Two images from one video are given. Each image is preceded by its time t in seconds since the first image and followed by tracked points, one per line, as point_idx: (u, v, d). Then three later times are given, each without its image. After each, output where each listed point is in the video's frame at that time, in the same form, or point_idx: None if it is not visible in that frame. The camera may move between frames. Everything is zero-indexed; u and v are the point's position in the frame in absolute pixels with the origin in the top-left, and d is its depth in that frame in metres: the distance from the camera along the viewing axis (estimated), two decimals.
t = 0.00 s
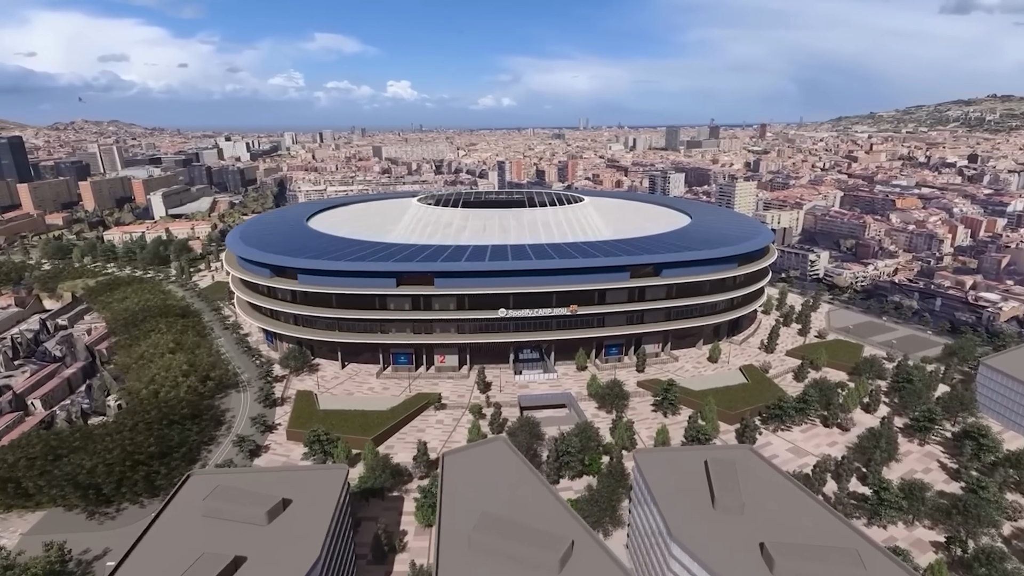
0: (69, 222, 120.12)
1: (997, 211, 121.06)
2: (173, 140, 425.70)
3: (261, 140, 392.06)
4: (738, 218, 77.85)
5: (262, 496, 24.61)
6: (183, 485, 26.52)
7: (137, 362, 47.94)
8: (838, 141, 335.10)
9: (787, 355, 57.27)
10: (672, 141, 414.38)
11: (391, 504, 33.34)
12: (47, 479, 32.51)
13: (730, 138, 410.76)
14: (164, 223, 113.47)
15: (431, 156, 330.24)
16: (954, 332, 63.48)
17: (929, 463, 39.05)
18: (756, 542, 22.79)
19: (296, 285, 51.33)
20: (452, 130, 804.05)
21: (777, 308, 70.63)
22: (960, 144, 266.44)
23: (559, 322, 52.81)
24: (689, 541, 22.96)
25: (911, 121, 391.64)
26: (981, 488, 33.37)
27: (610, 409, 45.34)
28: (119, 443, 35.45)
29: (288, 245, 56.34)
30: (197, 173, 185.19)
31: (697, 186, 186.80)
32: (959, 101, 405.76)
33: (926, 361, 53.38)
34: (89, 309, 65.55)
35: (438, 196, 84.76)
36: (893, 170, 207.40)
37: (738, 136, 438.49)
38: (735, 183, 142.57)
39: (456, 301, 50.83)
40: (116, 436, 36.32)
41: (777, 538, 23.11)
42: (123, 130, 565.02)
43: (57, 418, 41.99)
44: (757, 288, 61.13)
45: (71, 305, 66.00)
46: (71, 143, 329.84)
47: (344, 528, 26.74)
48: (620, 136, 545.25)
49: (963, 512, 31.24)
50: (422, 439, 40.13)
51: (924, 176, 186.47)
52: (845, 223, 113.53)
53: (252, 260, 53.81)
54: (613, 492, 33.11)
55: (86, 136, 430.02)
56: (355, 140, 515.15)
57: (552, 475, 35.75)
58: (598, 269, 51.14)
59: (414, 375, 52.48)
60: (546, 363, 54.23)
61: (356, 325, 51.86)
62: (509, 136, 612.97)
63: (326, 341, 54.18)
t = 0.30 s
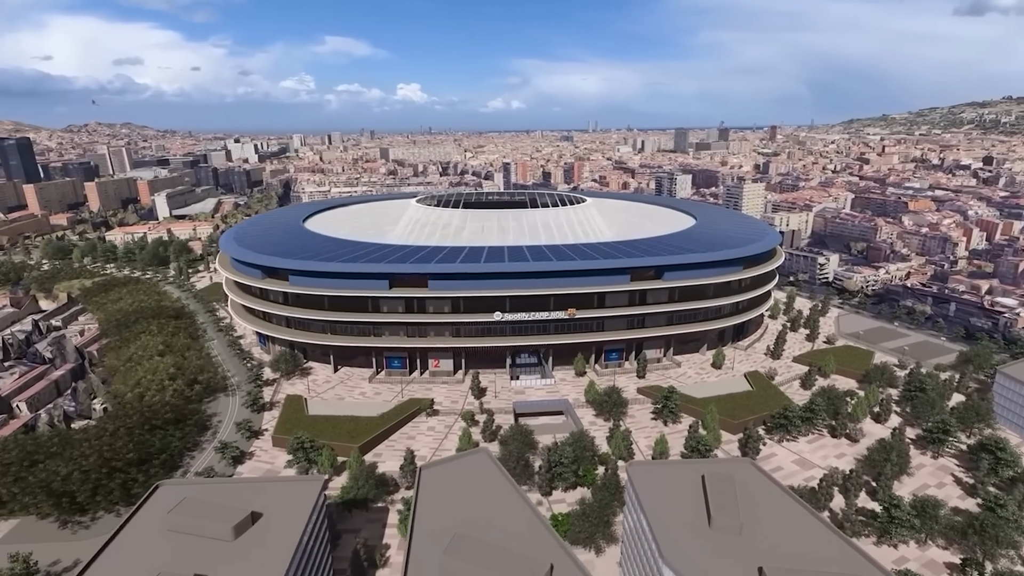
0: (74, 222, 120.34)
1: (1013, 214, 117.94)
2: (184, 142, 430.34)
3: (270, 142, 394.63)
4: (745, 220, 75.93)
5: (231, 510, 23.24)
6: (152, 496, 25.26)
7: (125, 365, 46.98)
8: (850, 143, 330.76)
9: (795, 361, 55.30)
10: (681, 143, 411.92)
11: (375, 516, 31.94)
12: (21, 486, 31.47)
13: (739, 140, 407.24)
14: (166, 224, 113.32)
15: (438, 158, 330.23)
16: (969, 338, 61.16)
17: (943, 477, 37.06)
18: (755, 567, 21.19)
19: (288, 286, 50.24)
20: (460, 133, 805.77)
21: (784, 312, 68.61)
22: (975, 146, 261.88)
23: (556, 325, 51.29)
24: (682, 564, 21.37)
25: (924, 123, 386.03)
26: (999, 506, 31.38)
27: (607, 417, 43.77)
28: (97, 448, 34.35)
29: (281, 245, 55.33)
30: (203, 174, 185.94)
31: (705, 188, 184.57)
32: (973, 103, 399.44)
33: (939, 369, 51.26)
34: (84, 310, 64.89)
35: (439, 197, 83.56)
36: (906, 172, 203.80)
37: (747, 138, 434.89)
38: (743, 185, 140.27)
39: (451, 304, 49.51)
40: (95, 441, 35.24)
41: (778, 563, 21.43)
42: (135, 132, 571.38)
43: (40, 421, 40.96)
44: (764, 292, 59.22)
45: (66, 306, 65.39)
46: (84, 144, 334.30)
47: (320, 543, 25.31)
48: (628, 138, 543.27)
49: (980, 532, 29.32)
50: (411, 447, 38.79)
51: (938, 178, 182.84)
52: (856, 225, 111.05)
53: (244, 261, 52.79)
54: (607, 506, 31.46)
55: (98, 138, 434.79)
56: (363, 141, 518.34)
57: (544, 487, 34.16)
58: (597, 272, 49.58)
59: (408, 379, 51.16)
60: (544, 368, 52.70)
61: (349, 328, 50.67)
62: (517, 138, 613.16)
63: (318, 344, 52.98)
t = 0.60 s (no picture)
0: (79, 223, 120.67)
1: None
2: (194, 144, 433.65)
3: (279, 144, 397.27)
4: (752, 221, 74.01)
5: (197, 524, 21.88)
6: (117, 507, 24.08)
7: (114, 366, 46.14)
8: (862, 146, 326.11)
9: (802, 368, 53.36)
10: (690, 146, 409.04)
11: (357, 527, 30.58)
12: None
13: (749, 142, 403.76)
14: (170, 224, 113.30)
15: (445, 160, 330.11)
16: (986, 345, 58.85)
17: (958, 492, 35.08)
18: None
19: (280, 288, 49.22)
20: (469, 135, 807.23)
21: (792, 317, 66.60)
22: (992, 148, 256.77)
23: (554, 329, 49.81)
24: None
25: (939, 125, 380.08)
26: (1020, 527, 29.40)
27: (605, 424, 42.19)
28: (74, 453, 33.31)
29: (276, 246, 54.38)
30: (211, 175, 186.74)
31: (714, 190, 182.34)
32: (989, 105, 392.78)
33: (954, 377, 49.13)
34: (79, 310, 64.36)
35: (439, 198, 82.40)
36: (920, 175, 200.01)
37: (758, 141, 430.49)
38: (751, 187, 138.12)
39: (445, 307, 48.20)
40: (73, 446, 34.25)
41: None
42: (148, 134, 578.15)
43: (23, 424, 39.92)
44: (771, 296, 57.30)
45: (62, 307, 64.95)
46: (94, 146, 337.21)
47: (294, 558, 23.94)
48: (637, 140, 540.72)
49: (998, 553, 27.45)
50: (399, 455, 37.49)
51: (953, 181, 179.10)
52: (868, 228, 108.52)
53: (237, 261, 51.85)
54: (599, 520, 29.92)
55: (111, 139, 439.56)
56: (372, 143, 519.83)
57: (535, 498, 32.71)
58: (596, 274, 48.03)
59: (401, 384, 49.84)
60: (541, 373, 51.22)
61: (342, 331, 49.53)
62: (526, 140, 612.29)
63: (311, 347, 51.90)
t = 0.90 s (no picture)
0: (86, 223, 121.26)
1: None
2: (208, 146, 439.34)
3: (289, 145, 399.90)
4: (759, 223, 72.13)
5: (158, 536, 20.70)
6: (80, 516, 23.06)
7: (102, 368, 45.40)
8: (876, 148, 321.12)
9: (810, 374, 51.45)
10: (700, 148, 406.06)
11: (338, 538, 29.28)
12: None
13: (760, 144, 399.86)
14: (175, 224, 113.36)
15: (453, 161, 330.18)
16: (1004, 352, 56.50)
17: (974, 509, 33.11)
18: None
19: (272, 288, 48.30)
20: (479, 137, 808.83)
21: (800, 321, 64.60)
22: (1010, 150, 251.35)
23: (552, 333, 48.39)
24: None
25: (955, 127, 373.51)
26: None
27: (601, 432, 40.69)
28: (51, 458, 32.43)
29: (270, 246, 53.55)
30: (219, 176, 187.62)
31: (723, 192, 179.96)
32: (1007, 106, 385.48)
33: (970, 386, 47.00)
34: (75, 310, 63.95)
35: (440, 199, 81.38)
36: (935, 177, 196.03)
37: (770, 143, 426.63)
38: (760, 188, 135.87)
39: (439, 310, 47.00)
40: (50, 450, 33.36)
41: None
42: (161, 136, 585.61)
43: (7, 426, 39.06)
44: (778, 299, 55.42)
45: (59, 308, 64.63)
46: (108, 147, 341.74)
47: (263, 573, 22.68)
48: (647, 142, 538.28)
49: None
50: (387, 462, 36.28)
51: (970, 183, 175.15)
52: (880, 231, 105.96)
53: (230, 261, 51.02)
54: (589, 535, 28.42)
55: (125, 141, 445.38)
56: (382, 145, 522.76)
57: (525, 510, 31.27)
58: (595, 276, 46.59)
59: (394, 387, 48.66)
60: (539, 378, 49.85)
61: (334, 333, 48.47)
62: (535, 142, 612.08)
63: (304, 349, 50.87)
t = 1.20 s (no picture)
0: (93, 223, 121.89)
1: None
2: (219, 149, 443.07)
3: (300, 147, 402.70)
4: (767, 224, 70.17)
5: (114, 548, 19.56)
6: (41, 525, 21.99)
7: (92, 369, 44.76)
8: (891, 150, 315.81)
9: (818, 381, 49.53)
10: (711, 150, 402.74)
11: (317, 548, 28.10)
12: None
13: (772, 146, 395.54)
14: (180, 225, 113.52)
15: (462, 163, 330.00)
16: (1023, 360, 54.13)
17: (991, 527, 31.16)
18: None
19: (264, 289, 47.44)
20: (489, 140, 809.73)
21: (810, 326, 62.57)
22: None
23: (549, 336, 46.97)
24: None
25: (973, 129, 366.56)
26: None
27: (597, 439, 39.21)
28: (28, 462, 31.61)
29: (265, 246, 52.78)
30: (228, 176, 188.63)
31: (733, 193, 177.41)
32: None
33: (987, 395, 44.85)
34: (72, 310, 63.61)
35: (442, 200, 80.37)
36: (952, 179, 191.76)
37: (782, 145, 421.65)
38: (770, 190, 133.45)
39: (433, 311, 45.81)
40: (27, 454, 32.54)
41: None
42: (175, 138, 593.30)
43: None
44: (786, 303, 53.52)
45: (56, 308, 64.39)
46: (122, 149, 345.87)
47: None
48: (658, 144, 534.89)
49: None
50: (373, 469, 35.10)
51: (987, 185, 171.09)
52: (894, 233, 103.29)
53: (223, 261, 50.26)
54: (578, 550, 26.95)
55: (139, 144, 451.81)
56: (391, 148, 525.46)
57: (513, 522, 29.87)
58: (594, 277, 45.13)
59: (387, 391, 47.53)
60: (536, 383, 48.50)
61: (327, 335, 47.45)
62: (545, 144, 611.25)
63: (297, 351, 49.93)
